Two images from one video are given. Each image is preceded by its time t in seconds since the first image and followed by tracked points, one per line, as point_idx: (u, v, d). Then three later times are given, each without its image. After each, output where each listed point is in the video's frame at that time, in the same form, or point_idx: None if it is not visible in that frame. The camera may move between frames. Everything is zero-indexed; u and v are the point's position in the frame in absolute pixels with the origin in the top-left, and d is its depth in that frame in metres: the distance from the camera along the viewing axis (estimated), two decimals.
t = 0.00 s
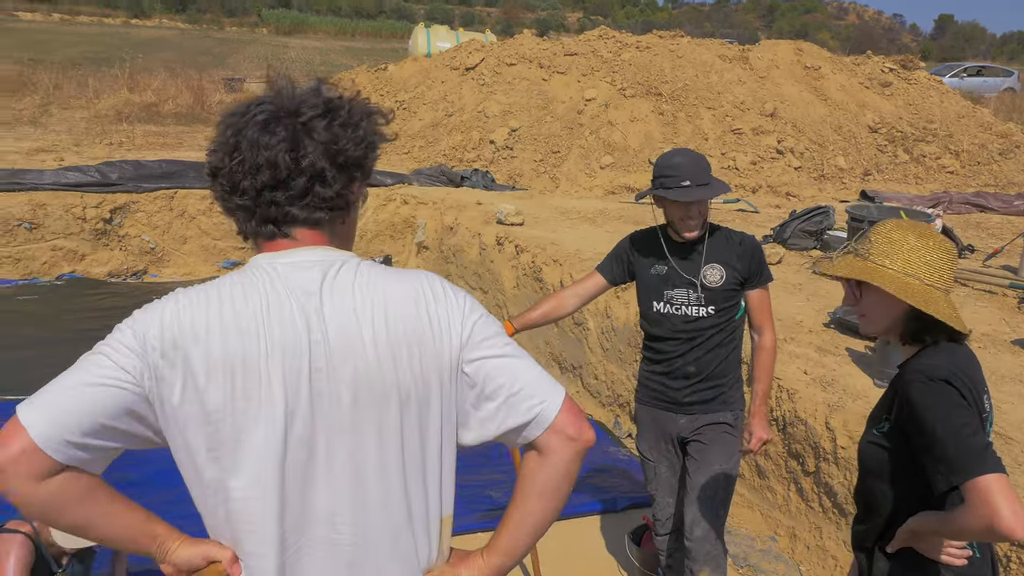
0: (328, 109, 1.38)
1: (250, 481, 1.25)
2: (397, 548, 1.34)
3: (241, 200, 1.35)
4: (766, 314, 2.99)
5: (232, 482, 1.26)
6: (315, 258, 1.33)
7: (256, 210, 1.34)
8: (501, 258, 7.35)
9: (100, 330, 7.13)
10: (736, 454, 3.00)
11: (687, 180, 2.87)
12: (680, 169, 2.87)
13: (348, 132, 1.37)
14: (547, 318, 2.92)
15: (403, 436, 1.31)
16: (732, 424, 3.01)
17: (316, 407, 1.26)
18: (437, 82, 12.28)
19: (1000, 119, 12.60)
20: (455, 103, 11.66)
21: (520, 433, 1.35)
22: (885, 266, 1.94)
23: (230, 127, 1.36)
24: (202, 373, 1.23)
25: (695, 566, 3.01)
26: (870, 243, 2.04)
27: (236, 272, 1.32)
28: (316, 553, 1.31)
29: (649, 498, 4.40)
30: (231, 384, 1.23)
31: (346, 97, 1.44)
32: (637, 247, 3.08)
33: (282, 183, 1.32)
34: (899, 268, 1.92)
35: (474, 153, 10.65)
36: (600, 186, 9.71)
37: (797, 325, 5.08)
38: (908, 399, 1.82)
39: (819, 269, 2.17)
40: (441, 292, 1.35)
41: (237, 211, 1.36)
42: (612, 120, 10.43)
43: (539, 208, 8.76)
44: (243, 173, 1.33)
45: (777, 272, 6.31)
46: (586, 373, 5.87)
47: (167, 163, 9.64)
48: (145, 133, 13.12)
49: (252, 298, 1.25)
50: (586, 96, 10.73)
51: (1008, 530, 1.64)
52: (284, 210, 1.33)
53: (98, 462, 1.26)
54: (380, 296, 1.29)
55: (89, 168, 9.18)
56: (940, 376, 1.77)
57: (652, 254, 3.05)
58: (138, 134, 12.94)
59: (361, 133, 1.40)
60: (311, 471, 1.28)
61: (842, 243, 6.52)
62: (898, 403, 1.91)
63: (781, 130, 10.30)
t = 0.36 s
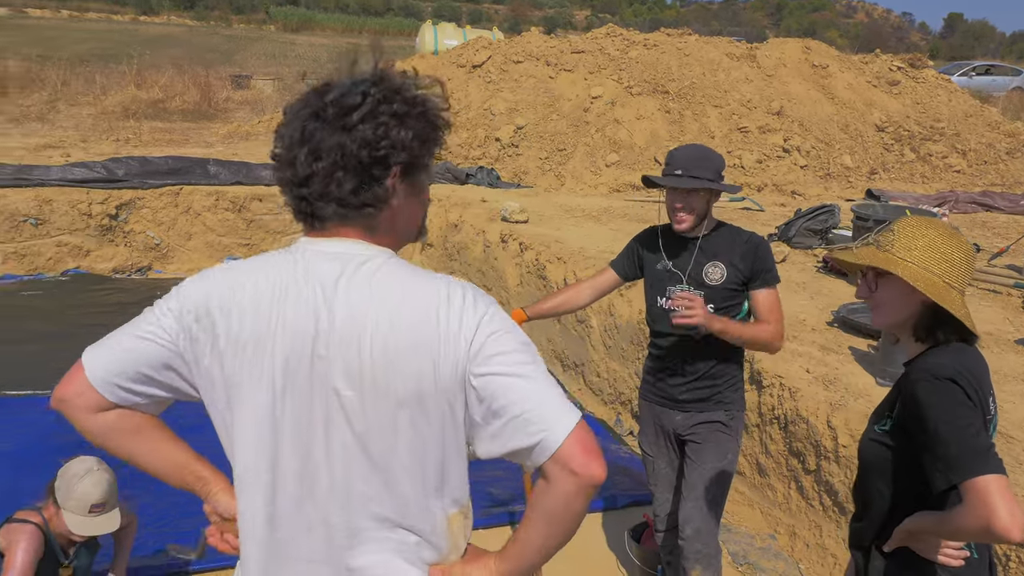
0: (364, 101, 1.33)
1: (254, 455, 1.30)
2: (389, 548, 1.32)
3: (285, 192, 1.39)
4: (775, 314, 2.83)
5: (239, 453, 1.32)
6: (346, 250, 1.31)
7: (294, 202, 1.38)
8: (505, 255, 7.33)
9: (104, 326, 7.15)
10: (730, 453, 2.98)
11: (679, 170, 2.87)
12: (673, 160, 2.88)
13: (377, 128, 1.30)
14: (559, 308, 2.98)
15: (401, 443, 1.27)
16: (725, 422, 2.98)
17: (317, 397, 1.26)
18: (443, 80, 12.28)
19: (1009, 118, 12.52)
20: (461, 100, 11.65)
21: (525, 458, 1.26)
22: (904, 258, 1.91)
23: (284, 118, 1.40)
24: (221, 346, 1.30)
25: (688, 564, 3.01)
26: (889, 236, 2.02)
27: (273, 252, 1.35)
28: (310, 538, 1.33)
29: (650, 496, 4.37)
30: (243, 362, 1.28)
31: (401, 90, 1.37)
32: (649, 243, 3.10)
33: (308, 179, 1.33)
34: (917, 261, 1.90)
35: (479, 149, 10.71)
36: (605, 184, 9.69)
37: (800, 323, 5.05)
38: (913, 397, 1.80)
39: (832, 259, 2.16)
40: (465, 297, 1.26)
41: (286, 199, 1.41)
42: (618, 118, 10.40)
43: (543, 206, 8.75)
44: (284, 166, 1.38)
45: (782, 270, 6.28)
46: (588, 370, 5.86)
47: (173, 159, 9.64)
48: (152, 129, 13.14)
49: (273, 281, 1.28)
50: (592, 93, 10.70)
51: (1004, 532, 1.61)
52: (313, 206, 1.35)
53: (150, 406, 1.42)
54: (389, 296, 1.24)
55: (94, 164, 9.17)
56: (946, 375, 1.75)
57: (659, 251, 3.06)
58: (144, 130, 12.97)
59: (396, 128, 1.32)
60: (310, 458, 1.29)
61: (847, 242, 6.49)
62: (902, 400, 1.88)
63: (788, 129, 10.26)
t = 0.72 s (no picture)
0: (399, 109, 1.43)
1: (267, 440, 1.40)
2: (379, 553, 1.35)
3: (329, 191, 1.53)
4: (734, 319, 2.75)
5: (254, 437, 1.41)
6: (369, 254, 1.39)
7: (333, 201, 1.51)
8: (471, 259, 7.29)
9: (59, 334, 6.94)
10: (694, 455, 2.98)
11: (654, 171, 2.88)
12: (647, 161, 2.89)
13: (406, 138, 1.39)
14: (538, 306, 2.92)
15: (396, 446, 1.30)
16: (690, 425, 2.98)
17: (322, 392, 1.33)
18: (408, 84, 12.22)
19: (962, 122, 12.84)
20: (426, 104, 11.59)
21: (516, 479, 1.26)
22: (873, 255, 1.94)
23: (338, 122, 1.54)
24: (247, 334, 1.41)
25: (652, 566, 3.00)
26: (860, 234, 2.04)
27: (306, 250, 1.45)
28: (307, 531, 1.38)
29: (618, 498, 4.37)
30: (263, 353, 1.39)
31: (442, 104, 1.44)
32: (620, 245, 3.10)
33: (342, 181, 1.47)
34: (884, 259, 1.92)
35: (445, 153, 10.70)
36: (570, 188, 9.71)
37: (764, 324, 5.10)
38: (874, 394, 1.81)
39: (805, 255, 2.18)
40: (473, 309, 1.29)
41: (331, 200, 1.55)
42: (583, 121, 10.43)
43: (509, 210, 8.73)
44: (329, 164, 1.52)
45: (745, 272, 6.35)
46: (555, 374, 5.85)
47: (132, 164, 9.30)
48: (110, 133, 12.85)
49: (297, 279, 1.38)
50: (556, 97, 10.72)
51: (959, 529, 1.62)
52: (343, 207, 1.47)
53: (197, 380, 1.57)
54: (396, 301, 1.29)
55: (51, 169, 8.88)
56: (907, 373, 1.76)
57: (630, 253, 3.06)
58: (102, 134, 12.67)
59: (425, 140, 1.40)
60: (313, 451, 1.36)
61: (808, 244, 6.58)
62: (863, 398, 1.89)
63: (750, 132, 10.38)
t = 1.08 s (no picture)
0: (317, 100, 1.46)
1: (188, 440, 1.47)
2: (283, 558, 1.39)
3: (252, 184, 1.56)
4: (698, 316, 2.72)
5: (179, 436, 1.49)
6: (281, 256, 1.41)
7: (256, 193, 1.54)
8: (434, 254, 7.24)
9: (9, 335, 6.70)
10: (659, 447, 2.98)
11: (614, 166, 2.88)
12: (607, 157, 2.88)
13: (318, 127, 1.42)
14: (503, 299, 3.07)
15: (291, 452, 1.34)
16: (655, 417, 2.99)
17: (227, 396, 1.37)
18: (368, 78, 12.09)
19: (914, 115, 13.15)
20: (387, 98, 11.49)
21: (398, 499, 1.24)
22: (836, 245, 1.97)
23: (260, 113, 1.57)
24: (169, 336, 1.47)
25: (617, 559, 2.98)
26: (826, 225, 2.07)
27: (232, 249, 1.49)
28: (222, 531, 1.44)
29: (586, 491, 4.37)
30: (180, 357, 1.45)
31: (356, 93, 1.45)
32: (586, 240, 3.11)
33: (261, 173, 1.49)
34: (847, 248, 1.96)
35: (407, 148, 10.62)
36: (533, 182, 9.72)
37: (726, 316, 5.15)
38: (840, 382, 1.83)
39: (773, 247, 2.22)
40: (364, 320, 1.27)
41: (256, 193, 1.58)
42: (544, 115, 10.43)
43: (472, 204, 8.68)
44: (250, 155, 1.55)
45: (706, 264, 6.41)
46: (520, 368, 5.84)
47: (86, 159, 9.19)
48: (62, 129, 12.48)
49: (212, 284, 1.42)
50: (518, 91, 10.70)
51: (921, 514, 1.65)
52: (262, 199, 1.50)
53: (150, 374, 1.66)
54: (289, 310, 1.31)
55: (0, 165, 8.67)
56: (873, 361, 1.79)
57: (594, 247, 3.07)
58: (53, 130, 12.29)
59: (336, 131, 1.41)
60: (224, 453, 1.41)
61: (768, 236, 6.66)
62: (828, 386, 1.92)
63: (710, 125, 10.49)
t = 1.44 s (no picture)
0: (327, 123, 1.53)
1: (114, 451, 1.49)
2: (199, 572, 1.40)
3: (217, 181, 1.53)
4: (693, 325, 2.82)
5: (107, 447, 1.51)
6: (217, 265, 1.43)
7: (224, 191, 1.51)
8: (429, 256, 7.23)
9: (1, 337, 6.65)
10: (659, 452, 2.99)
11: (594, 172, 2.90)
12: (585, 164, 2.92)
13: (336, 148, 1.50)
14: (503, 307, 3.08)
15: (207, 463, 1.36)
16: (655, 421, 2.98)
17: (150, 406, 1.40)
18: (363, 79, 12.10)
19: (907, 119, 13.22)
20: (381, 100, 11.48)
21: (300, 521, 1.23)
22: (835, 252, 1.98)
23: (243, 113, 1.56)
24: (102, 347, 1.50)
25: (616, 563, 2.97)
26: (825, 231, 2.08)
27: (167, 260, 1.50)
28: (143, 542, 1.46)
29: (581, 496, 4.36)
30: (111, 368, 1.48)
31: (365, 130, 1.57)
32: (581, 247, 3.10)
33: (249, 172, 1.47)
34: (847, 255, 1.97)
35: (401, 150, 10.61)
36: (528, 184, 9.72)
37: (721, 320, 5.16)
38: (843, 387, 1.84)
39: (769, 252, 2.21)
40: (283, 333, 1.29)
41: (213, 192, 1.55)
42: (539, 118, 10.43)
43: (466, 206, 8.68)
44: (228, 152, 1.52)
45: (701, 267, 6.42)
46: (515, 371, 5.84)
47: (79, 160, 9.14)
48: (55, 129, 12.42)
49: (143, 295, 1.45)
50: (512, 93, 10.69)
51: (922, 521, 1.64)
52: (242, 199, 1.47)
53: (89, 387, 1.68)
54: (209, 322, 1.33)
55: None
56: (876, 367, 1.80)
57: (590, 253, 3.05)
58: (46, 130, 12.22)
59: (353, 158, 1.51)
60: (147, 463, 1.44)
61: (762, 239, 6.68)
62: (830, 391, 1.92)
63: (704, 129, 10.51)
